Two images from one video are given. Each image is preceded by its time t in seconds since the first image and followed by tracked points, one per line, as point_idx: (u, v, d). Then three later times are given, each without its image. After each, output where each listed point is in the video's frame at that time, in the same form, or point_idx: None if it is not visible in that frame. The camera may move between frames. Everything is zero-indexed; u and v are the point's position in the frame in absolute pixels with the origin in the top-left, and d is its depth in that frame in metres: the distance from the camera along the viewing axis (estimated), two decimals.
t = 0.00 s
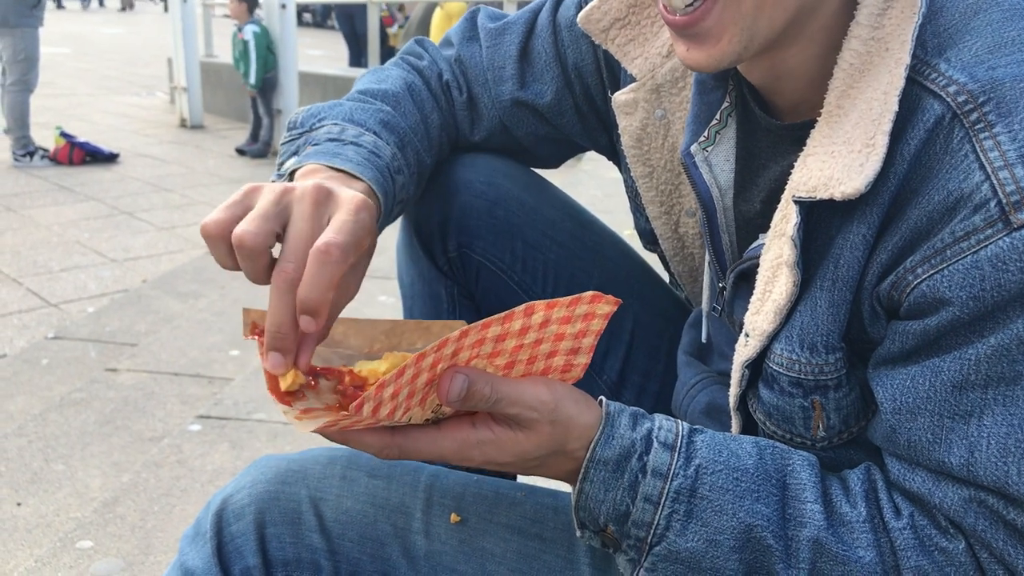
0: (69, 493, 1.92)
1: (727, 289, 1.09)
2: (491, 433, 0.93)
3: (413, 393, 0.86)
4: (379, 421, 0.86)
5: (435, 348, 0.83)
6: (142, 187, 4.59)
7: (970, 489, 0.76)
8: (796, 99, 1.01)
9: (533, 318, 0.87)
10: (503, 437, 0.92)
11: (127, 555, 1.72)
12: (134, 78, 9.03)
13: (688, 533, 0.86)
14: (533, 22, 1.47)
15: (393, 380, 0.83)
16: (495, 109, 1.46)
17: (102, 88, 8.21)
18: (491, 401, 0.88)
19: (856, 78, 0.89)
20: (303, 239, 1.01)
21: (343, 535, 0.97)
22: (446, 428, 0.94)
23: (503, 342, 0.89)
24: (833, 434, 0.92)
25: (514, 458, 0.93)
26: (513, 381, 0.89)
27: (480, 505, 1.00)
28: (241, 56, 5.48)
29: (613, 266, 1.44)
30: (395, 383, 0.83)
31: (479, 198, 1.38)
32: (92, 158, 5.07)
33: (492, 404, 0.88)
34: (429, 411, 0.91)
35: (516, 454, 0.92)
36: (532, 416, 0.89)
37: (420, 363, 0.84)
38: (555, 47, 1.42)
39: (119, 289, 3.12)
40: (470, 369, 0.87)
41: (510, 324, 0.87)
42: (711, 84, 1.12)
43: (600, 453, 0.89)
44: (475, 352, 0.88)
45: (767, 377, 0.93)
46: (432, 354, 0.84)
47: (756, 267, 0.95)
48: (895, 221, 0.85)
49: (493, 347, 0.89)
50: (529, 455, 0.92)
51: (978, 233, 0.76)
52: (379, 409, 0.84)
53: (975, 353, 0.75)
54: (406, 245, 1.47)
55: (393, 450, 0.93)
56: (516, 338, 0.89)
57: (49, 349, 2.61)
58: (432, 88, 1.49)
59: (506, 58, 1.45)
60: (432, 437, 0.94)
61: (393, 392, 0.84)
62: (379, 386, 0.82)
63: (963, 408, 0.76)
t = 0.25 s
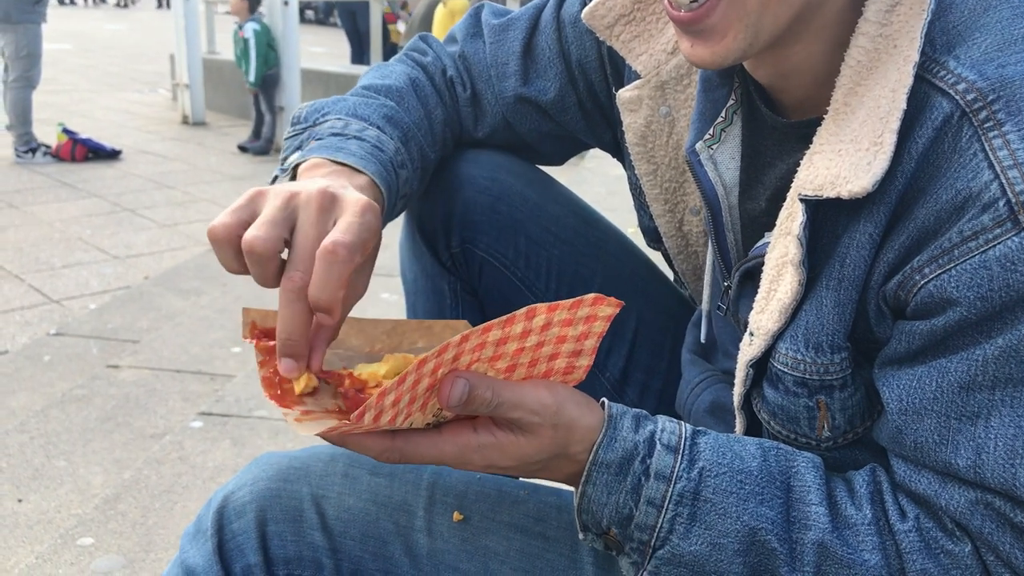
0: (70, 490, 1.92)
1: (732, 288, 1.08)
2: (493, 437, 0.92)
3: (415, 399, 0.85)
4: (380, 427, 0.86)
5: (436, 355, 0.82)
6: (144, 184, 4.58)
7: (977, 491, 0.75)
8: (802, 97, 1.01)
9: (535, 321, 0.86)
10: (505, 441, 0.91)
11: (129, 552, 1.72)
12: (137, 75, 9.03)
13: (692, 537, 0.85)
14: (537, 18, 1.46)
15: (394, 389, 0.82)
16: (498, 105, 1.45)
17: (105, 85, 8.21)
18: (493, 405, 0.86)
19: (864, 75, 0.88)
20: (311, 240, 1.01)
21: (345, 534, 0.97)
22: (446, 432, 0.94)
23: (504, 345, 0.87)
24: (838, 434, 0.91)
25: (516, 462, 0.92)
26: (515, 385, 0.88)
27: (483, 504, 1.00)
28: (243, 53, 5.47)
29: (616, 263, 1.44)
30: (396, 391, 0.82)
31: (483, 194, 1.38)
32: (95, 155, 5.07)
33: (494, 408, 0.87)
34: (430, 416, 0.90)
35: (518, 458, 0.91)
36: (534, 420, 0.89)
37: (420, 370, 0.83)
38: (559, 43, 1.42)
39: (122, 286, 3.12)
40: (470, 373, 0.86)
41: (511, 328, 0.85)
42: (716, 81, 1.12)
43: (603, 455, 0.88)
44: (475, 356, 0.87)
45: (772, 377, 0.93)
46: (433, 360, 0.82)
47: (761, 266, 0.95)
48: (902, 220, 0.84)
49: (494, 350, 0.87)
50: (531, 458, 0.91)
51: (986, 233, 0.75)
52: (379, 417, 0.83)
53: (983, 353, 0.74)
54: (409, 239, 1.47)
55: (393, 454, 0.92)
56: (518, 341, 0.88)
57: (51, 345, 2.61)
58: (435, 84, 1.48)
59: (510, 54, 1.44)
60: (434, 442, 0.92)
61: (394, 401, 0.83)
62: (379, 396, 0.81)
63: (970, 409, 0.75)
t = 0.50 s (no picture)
0: (71, 487, 1.92)
1: (734, 287, 1.09)
2: (494, 448, 0.90)
3: (414, 416, 0.85)
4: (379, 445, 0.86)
5: (434, 372, 0.82)
6: (146, 182, 4.59)
7: (977, 490, 0.76)
8: (803, 96, 1.01)
9: (533, 334, 0.86)
10: (506, 451, 0.90)
11: (130, 549, 1.72)
12: (138, 72, 9.03)
13: (693, 539, 0.86)
14: (539, 17, 1.46)
15: (392, 407, 0.82)
16: (500, 104, 1.46)
17: (106, 83, 8.21)
18: (493, 418, 0.86)
19: (865, 74, 0.88)
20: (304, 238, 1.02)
21: (347, 531, 0.97)
22: (445, 443, 0.91)
23: (503, 358, 0.87)
24: (837, 432, 0.92)
25: (517, 471, 0.91)
26: (514, 396, 0.88)
27: (484, 501, 1.00)
28: (245, 51, 5.47)
29: (617, 260, 1.44)
30: (394, 409, 0.83)
31: (484, 190, 1.38)
32: (96, 152, 5.07)
33: (494, 420, 0.86)
34: (430, 430, 0.89)
35: (519, 468, 0.90)
36: (534, 430, 0.88)
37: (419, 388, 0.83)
38: (560, 43, 1.42)
39: (123, 283, 3.12)
40: (468, 387, 0.86)
41: (509, 342, 0.86)
42: (717, 81, 1.12)
43: (603, 459, 0.89)
44: (474, 371, 0.87)
45: (772, 376, 0.93)
46: (430, 377, 0.82)
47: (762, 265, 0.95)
48: (902, 219, 0.84)
49: (493, 364, 0.87)
50: (533, 467, 0.90)
51: (987, 232, 0.75)
52: (378, 436, 0.83)
53: (983, 352, 0.75)
54: (411, 233, 1.47)
55: (392, 467, 0.89)
56: (517, 353, 0.88)
57: (52, 343, 2.61)
58: (439, 81, 1.49)
59: (511, 53, 1.45)
60: (434, 454, 0.90)
61: (392, 419, 0.83)
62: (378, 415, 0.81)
63: (970, 408, 0.75)
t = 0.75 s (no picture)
0: (73, 488, 1.92)
1: (737, 291, 1.08)
2: (501, 457, 0.90)
3: (421, 424, 0.85)
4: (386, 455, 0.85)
5: (442, 381, 0.82)
6: (147, 183, 4.59)
7: (984, 493, 0.76)
8: (804, 100, 1.01)
9: (541, 341, 0.86)
10: (513, 460, 0.89)
11: (132, 550, 1.72)
12: (140, 73, 9.03)
13: (700, 545, 0.86)
14: (539, 23, 1.46)
15: (399, 416, 0.82)
16: (500, 107, 1.46)
17: (107, 83, 8.21)
18: (501, 426, 0.86)
19: (867, 79, 0.88)
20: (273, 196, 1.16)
21: (352, 533, 0.97)
22: (452, 452, 0.91)
23: (510, 366, 0.87)
24: (842, 436, 0.92)
25: (523, 480, 0.91)
26: (521, 404, 0.88)
27: (488, 503, 1.00)
28: (246, 52, 5.47)
29: (620, 261, 1.44)
30: (402, 419, 0.82)
31: (487, 191, 1.39)
32: (97, 153, 5.07)
33: (501, 429, 0.86)
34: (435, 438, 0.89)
35: (525, 476, 0.90)
36: (542, 437, 0.88)
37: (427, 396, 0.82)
38: (561, 49, 1.41)
39: (124, 284, 3.12)
40: (475, 395, 0.86)
41: (516, 349, 0.85)
42: (718, 86, 1.12)
43: (610, 466, 0.88)
44: (481, 379, 0.86)
45: (776, 379, 0.93)
46: (439, 386, 0.82)
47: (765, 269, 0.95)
48: (907, 222, 0.84)
49: (500, 372, 0.87)
50: (540, 476, 0.90)
51: (992, 235, 0.75)
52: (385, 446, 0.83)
53: (989, 356, 0.75)
54: (415, 235, 1.46)
55: (399, 479, 0.89)
56: (524, 361, 0.88)
57: (54, 343, 2.61)
58: (442, 81, 1.50)
59: (509, 58, 1.45)
60: (440, 463, 0.90)
61: (399, 428, 0.82)
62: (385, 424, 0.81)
63: (977, 411, 0.75)
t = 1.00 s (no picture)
0: (74, 490, 1.92)
1: (727, 294, 1.09)
2: (495, 471, 0.90)
3: (415, 441, 0.85)
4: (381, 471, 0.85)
5: (437, 396, 0.82)
6: (148, 185, 4.59)
7: (978, 497, 0.76)
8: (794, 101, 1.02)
9: (534, 355, 0.87)
10: (507, 474, 0.89)
11: (132, 552, 1.73)
12: (141, 75, 9.04)
13: (697, 556, 0.86)
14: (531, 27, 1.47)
15: (394, 433, 0.82)
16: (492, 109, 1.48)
17: (108, 85, 8.22)
18: (496, 441, 0.86)
19: (855, 82, 0.88)
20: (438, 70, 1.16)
21: (351, 535, 0.97)
22: (446, 468, 0.91)
23: (504, 381, 0.88)
24: (835, 440, 0.92)
25: (518, 494, 0.91)
26: (516, 418, 0.88)
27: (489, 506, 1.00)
28: (246, 54, 5.48)
29: (620, 262, 1.44)
30: (396, 435, 0.82)
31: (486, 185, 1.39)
32: (98, 155, 5.08)
33: (496, 444, 0.86)
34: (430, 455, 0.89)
35: (520, 490, 0.90)
36: (537, 452, 0.88)
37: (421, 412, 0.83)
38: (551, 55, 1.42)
39: (125, 286, 3.12)
40: (469, 410, 0.86)
41: (510, 363, 0.86)
42: (705, 91, 1.14)
43: (604, 480, 0.89)
44: (475, 394, 0.87)
45: (768, 384, 0.93)
46: (433, 402, 0.82)
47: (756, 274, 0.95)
48: (895, 225, 0.84)
49: (494, 387, 0.88)
50: (535, 489, 0.90)
51: (980, 237, 0.75)
52: (381, 463, 0.83)
53: (979, 358, 0.75)
54: (418, 231, 1.44)
55: (393, 495, 0.89)
56: (518, 374, 0.88)
57: (55, 345, 2.62)
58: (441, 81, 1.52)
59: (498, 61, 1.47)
60: (434, 479, 0.90)
61: (394, 444, 0.83)
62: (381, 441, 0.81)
63: (968, 414, 0.76)
